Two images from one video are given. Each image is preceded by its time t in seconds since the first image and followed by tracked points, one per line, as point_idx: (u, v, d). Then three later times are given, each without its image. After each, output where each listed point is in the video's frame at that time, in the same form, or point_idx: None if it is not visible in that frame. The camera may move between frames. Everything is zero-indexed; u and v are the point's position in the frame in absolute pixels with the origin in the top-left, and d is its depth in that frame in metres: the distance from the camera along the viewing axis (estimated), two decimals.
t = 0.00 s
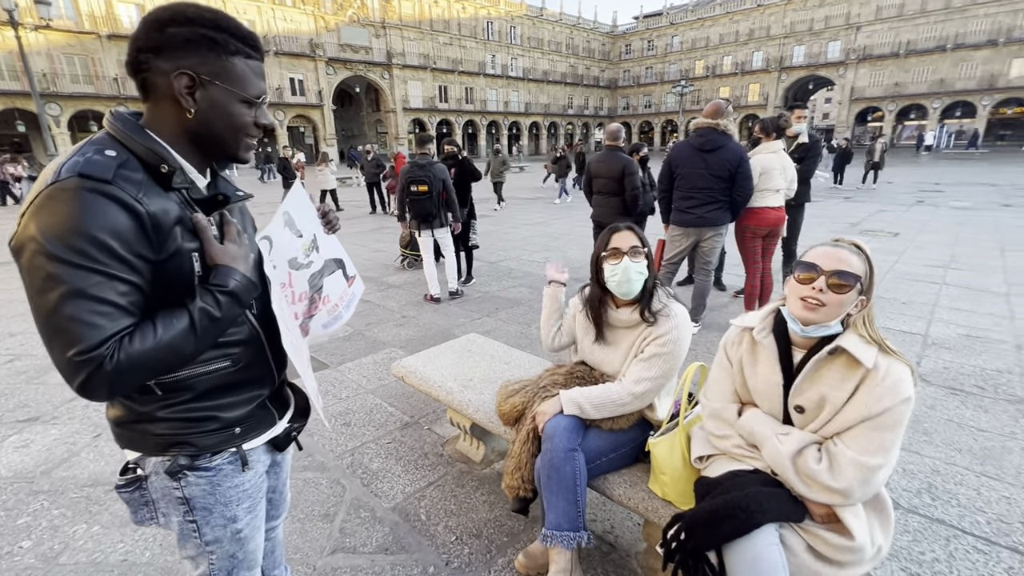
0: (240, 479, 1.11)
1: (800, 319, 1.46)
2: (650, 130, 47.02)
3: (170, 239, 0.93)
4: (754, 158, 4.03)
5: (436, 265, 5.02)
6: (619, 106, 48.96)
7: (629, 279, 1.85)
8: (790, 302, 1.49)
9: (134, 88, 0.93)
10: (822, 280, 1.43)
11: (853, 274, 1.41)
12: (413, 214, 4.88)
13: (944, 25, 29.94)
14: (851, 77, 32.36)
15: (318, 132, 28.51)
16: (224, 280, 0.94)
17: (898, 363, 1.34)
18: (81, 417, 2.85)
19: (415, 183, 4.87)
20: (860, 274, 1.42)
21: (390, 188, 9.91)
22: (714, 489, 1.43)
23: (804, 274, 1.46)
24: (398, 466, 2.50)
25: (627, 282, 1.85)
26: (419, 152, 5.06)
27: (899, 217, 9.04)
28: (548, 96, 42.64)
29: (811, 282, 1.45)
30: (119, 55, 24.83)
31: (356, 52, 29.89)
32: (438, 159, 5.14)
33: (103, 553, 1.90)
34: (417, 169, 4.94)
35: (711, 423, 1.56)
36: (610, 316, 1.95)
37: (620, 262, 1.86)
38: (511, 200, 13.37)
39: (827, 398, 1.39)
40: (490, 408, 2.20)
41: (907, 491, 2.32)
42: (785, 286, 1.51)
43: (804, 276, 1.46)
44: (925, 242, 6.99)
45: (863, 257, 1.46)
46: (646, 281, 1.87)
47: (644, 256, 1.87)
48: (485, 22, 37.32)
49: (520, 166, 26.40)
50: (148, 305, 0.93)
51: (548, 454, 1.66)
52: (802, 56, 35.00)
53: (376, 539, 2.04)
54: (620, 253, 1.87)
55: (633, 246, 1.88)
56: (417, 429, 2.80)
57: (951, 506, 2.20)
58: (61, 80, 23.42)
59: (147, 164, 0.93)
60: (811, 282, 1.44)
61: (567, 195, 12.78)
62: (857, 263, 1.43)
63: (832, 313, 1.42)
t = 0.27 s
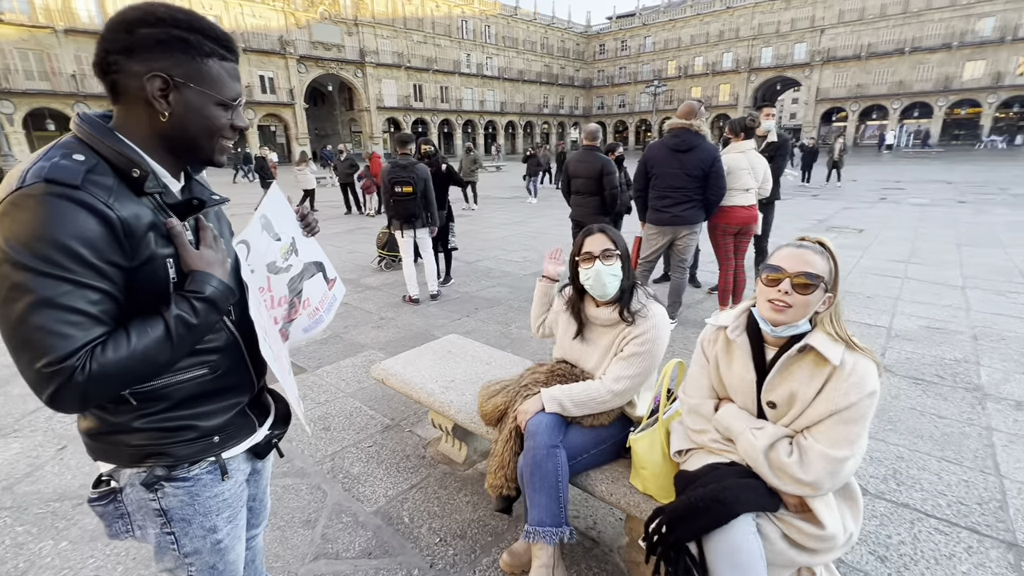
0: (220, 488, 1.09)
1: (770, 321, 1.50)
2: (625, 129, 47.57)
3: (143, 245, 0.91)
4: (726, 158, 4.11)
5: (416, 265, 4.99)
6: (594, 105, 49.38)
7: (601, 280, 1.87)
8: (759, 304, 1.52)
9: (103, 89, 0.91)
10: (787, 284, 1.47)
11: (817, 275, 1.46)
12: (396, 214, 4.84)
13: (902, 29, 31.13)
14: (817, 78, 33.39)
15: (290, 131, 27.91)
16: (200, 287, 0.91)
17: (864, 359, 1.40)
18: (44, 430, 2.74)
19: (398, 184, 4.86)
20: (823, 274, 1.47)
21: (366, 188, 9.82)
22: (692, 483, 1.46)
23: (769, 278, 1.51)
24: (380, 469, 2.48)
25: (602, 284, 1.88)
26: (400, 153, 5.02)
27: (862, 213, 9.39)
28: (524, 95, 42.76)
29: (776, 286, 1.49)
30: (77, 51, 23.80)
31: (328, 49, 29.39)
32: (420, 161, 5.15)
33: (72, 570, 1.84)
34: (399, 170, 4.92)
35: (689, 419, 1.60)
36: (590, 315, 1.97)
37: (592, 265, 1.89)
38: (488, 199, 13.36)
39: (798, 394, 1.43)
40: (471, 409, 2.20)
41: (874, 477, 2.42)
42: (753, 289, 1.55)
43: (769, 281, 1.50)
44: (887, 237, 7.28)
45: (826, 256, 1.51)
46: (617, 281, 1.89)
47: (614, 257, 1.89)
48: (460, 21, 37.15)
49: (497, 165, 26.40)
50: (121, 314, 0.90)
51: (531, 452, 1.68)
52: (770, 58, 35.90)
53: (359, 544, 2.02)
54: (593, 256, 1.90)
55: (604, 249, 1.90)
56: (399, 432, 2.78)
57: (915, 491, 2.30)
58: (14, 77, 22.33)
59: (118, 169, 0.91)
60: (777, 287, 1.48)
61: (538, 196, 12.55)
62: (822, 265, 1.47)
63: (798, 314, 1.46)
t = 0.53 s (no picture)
0: (212, 490, 1.09)
1: (746, 317, 1.56)
2: (604, 130, 48.00)
3: (134, 245, 0.91)
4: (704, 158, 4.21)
5: (401, 266, 4.96)
6: (574, 106, 49.69)
7: (580, 277, 1.90)
8: (735, 302, 1.58)
9: (91, 90, 0.91)
10: (760, 282, 1.52)
11: (788, 271, 1.51)
12: (390, 214, 4.83)
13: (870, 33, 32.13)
14: (790, 80, 34.23)
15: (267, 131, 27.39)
16: (192, 287, 0.91)
17: (835, 350, 1.46)
18: (15, 439, 2.66)
19: (389, 183, 4.82)
20: (794, 270, 1.53)
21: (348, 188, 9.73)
22: (677, 473, 1.51)
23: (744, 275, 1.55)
24: (367, 471, 2.48)
25: (572, 279, 1.92)
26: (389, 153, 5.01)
27: (834, 212, 9.67)
28: (504, 95, 42.79)
29: (749, 283, 1.54)
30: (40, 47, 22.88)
31: (305, 48, 28.95)
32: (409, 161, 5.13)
33: None
34: (391, 169, 4.88)
35: (672, 413, 1.64)
36: (576, 312, 2.00)
37: (572, 262, 1.93)
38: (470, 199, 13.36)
39: (774, 385, 1.49)
40: (459, 407, 2.21)
41: (848, 466, 2.51)
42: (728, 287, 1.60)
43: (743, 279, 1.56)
44: (858, 235, 7.53)
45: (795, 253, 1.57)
46: (594, 277, 1.91)
47: (589, 254, 1.92)
48: (439, 20, 36.99)
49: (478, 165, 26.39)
50: (113, 315, 0.90)
51: (520, 448, 1.70)
52: (745, 60, 36.61)
53: (348, 545, 2.01)
54: (574, 253, 1.93)
55: (580, 246, 1.94)
56: (385, 433, 2.78)
57: (886, 477, 2.40)
58: None
59: (108, 169, 0.91)
60: (750, 285, 1.53)
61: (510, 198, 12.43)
62: (791, 262, 1.53)
63: (772, 310, 1.52)
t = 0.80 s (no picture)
0: (205, 490, 1.09)
1: (729, 317, 1.60)
2: (591, 132, 48.29)
3: (128, 245, 0.91)
4: (690, 160, 4.27)
5: (390, 266, 4.95)
6: (561, 108, 49.91)
7: (568, 277, 1.93)
8: (718, 302, 1.62)
9: (85, 88, 0.91)
10: (741, 283, 1.55)
11: (767, 271, 1.56)
12: (387, 215, 4.83)
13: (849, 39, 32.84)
14: (772, 84, 34.84)
15: (250, 131, 27.03)
16: (188, 286, 0.92)
17: (814, 344, 1.51)
18: None
19: (389, 185, 4.81)
20: (773, 269, 1.58)
21: (333, 189, 9.67)
22: (665, 468, 1.54)
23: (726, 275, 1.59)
24: (357, 471, 2.47)
25: (561, 280, 1.94)
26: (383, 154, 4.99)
27: (815, 214, 9.87)
28: (490, 97, 42.85)
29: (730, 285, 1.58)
30: (13, 44, 22.24)
31: (289, 48, 28.65)
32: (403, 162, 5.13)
33: None
34: (387, 170, 4.88)
35: (660, 410, 1.67)
36: (566, 311, 2.03)
37: (560, 263, 1.95)
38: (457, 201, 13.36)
39: (757, 381, 1.53)
40: (450, 407, 2.22)
41: (830, 459, 2.57)
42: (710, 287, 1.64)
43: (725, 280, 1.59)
44: (838, 236, 7.70)
45: (774, 253, 1.62)
46: (581, 278, 1.94)
47: (576, 255, 1.95)
48: (425, 22, 36.90)
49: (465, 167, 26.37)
50: (110, 314, 0.90)
51: (512, 446, 1.72)
52: (728, 64, 37.12)
53: (339, 546, 2.01)
54: (565, 253, 1.96)
55: (568, 246, 1.97)
56: (375, 434, 2.78)
57: (867, 471, 2.47)
58: None
59: (103, 168, 0.91)
60: (732, 286, 1.57)
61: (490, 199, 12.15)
62: (770, 262, 1.58)
63: (754, 309, 1.56)
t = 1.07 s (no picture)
0: (203, 490, 1.09)
1: (717, 321, 1.63)
2: (582, 135, 48.57)
3: (130, 246, 0.91)
4: (681, 164, 4.32)
5: (381, 268, 4.94)
6: (552, 111, 50.10)
7: (563, 281, 1.95)
8: (706, 305, 1.64)
9: (85, 91, 0.92)
10: (727, 288, 1.58)
11: (753, 274, 1.59)
12: (387, 218, 4.85)
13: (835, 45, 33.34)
14: (760, 89, 35.32)
15: (240, 132, 26.84)
16: (188, 288, 0.92)
17: (801, 344, 1.54)
18: None
19: (392, 185, 4.83)
20: (758, 271, 1.61)
21: (324, 191, 9.65)
22: (658, 467, 1.56)
23: (713, 278, 1.61)
24: (351, 474, 2.47)
25: (556, 284, 1.96)
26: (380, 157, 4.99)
27: (803, 217, 10.01)
28: (482, 100, 42.93)
29: (718, 288, 1.60)
30: None
31: (279, 49, 28.48)
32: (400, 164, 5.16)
33: None
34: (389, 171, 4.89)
35: (652, 410, 1.69)
36: (561, 314, 2.05)
37: (556, 265, 1.97)
38: (449, 203, 13.38)
39: (746, 381, 1.56)
40: (444, 409, 2.23)
41: (819, 459, 2.61)
42: (699, 290, 1.66)
43: (711, 285, 1.61)
44: (826, 239, 7.81)
45: (760, 256, 1.65)
46: (575, 281, 1.96)
47: (571, 259, 1.97)
48: (417, 24, 36.89)
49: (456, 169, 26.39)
50: (110, 315, 0.90)
51: (507, 447, 1.74)
52: (717, 68, 37.54)
53: (334, 548, 2.01)
54: (562, 257, 1.98)
55: (564, 250, 1.98)
56: (368, 436, 2.77)
57: (855, 469, 2.51)
58: None
59: (105, 170, 0.92)
60: (718, 290, 1.60)
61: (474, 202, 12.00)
62: (756, 264, 1.61)
63: (742, 311, 1.59)
